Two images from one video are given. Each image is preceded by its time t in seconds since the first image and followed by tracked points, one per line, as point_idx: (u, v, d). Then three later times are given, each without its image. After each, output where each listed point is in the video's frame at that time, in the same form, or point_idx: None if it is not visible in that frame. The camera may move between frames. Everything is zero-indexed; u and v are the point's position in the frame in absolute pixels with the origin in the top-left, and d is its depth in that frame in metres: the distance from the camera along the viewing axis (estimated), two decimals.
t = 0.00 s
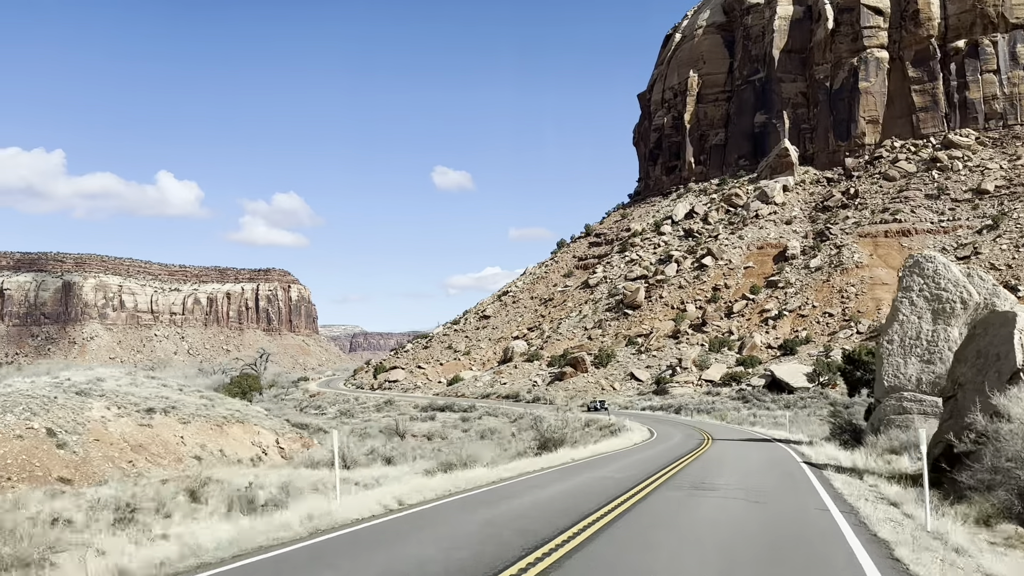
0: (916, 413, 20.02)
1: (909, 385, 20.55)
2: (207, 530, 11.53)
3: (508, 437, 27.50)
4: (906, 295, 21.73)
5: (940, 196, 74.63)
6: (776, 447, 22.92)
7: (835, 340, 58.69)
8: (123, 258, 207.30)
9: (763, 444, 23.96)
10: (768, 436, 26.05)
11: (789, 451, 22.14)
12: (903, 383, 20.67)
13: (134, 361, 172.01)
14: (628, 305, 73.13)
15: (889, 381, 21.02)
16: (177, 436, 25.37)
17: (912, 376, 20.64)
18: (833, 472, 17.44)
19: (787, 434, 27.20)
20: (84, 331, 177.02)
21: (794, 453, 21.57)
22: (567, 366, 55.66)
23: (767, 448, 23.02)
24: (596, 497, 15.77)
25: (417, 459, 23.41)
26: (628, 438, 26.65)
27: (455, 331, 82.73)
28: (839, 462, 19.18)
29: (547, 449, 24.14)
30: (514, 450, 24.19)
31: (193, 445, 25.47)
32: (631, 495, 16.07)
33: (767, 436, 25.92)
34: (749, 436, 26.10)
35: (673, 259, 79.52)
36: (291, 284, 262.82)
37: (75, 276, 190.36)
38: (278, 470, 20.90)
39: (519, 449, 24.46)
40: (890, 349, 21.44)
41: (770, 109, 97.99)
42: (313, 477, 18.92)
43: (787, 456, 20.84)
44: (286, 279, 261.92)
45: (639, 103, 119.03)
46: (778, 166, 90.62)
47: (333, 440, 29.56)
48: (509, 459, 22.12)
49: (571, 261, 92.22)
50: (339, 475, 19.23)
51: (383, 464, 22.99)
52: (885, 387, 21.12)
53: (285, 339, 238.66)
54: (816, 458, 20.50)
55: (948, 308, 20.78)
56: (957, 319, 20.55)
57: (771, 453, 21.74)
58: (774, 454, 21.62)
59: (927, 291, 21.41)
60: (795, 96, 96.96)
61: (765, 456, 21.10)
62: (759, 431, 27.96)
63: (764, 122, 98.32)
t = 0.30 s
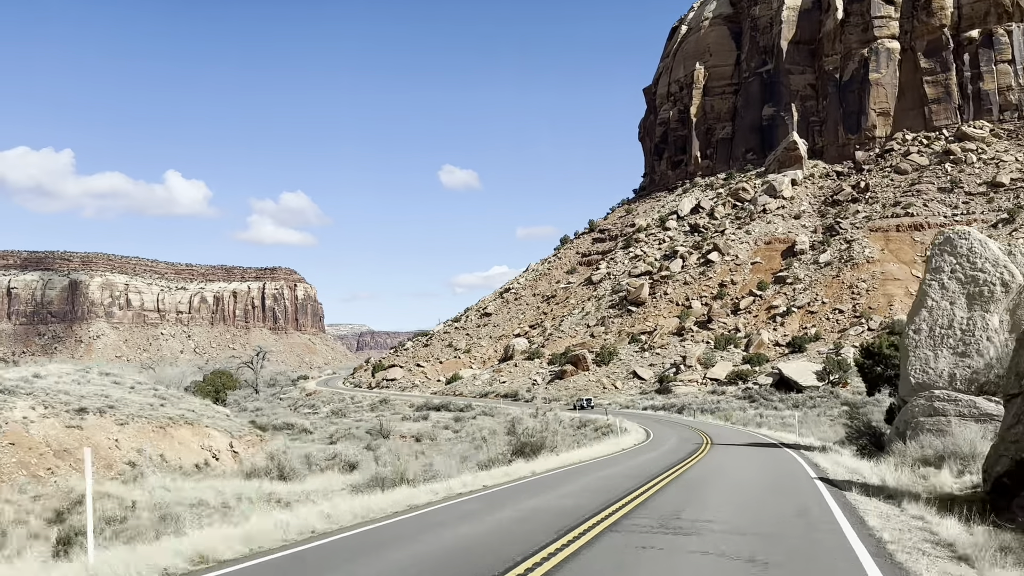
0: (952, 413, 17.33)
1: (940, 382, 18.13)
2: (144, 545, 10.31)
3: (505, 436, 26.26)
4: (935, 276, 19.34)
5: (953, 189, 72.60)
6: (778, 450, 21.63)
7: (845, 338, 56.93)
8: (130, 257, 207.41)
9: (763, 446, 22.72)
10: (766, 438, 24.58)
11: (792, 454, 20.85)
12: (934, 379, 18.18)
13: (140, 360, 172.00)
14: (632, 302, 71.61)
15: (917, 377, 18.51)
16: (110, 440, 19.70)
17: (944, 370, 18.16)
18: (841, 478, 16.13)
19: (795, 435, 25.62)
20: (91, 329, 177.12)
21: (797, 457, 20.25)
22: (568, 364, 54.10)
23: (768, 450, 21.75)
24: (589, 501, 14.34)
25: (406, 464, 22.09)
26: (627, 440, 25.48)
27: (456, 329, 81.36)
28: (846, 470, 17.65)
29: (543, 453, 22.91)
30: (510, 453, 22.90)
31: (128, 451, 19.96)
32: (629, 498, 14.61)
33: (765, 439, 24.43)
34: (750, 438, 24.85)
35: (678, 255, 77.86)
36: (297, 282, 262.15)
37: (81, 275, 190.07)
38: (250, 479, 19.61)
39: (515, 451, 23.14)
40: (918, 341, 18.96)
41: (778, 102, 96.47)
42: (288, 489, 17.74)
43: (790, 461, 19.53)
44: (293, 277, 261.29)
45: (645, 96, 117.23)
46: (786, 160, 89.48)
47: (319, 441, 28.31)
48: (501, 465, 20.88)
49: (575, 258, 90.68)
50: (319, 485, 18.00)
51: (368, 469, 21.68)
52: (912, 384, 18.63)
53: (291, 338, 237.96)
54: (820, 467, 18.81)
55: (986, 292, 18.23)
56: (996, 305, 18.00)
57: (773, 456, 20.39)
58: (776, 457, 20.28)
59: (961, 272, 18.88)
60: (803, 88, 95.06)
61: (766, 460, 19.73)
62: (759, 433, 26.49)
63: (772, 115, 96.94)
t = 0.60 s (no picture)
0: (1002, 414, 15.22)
1: (986, 378, 16.09)
2: (60, 567, 9.14)
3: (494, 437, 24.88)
4: (978, 251, 17.61)
5: (970, 181, 70.40)
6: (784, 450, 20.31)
7: (857, 334, 55.08)
8: (138, 255, 207.69)
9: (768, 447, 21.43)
10: (773, 439, 23.21)
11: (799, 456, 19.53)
12: (979, 372, 16.17)
13: (147, 357, 172.02)
14: (638, 298, 70.08)
15: (959, 370, 16.55)
16: (27, 442, 19.14)
17: (989, 362, 16.17)
18: (855, 490, 14.77)
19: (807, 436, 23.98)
20: (99, 327, 177.38)
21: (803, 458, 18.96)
22: (570, 362, 52.59)
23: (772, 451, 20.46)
24: (581, 515, 12.92)
25: (389, 471, 20.81)
26: (624, 441, 24.19)
27: (458, 326, 80.05)
28: (855, 472, 16.31)
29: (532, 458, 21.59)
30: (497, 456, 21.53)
31: (47, 455, 19.32)
32: (625, 511, 13.20)
33: (771, 439, 23.07)
34: (754, 439, 23.54)
35: (685, 250, 76.17)
36: (305, 280, 261.50)
37: (89, 273, 190.02)
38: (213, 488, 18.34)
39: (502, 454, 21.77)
40: (958, 329, 17.06)
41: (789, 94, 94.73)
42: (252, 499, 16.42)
43: (797, 464, 18.22)
44: (301, 275, 260.70)
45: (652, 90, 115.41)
46: (797, 153, 87.60)
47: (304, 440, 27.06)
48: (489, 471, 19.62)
49: (580, 253, 89.17)
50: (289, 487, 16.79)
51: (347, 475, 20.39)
52: (954, 378, 16.65)
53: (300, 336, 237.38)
54: (828, 467, 17.46)
55: None
56: None
57: (779, 458, 19.05)
58: (781, 459, 18.95)
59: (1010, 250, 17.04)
60: (815, 80, 93.05)
61: (772, 463, 18.38)
62: (764, 433, 25.17)
63: (782, 108, 95.11)
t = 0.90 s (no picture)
0: None
1: None
2: None
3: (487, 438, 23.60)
4: None
5: (989, 173, 68.06)
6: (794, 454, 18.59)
7: (872, 331, 53.18)
8: (149, 251, 208.24)
9: (776, 450, 19.74)
10: (782, 441, 21.46)
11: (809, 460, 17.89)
12: None
13: (157, 354, 172.26)
14: (645, 294, 68.44)
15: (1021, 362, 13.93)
16: None
17: None
18: (874, 496, 13.16)
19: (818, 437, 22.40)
20: (110, 323, 177.93)
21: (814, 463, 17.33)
22: (574, 358, 51.05)
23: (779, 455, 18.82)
24: (566, 528, 11.19)
25: (371, 478, 19.63)
26: (622, 442, 22.82)
27: (462, 322, 78.72)
28: (874, 481, 14.59)
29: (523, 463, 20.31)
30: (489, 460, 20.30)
31: None
32: (618, 522, 11.46)
33: (781, 442, 21.34)
34: (761, 441, 21.88)
35: (694, 244, 74.43)
36: (315, 277, 261.28)
37: (100, 269, 189.96)
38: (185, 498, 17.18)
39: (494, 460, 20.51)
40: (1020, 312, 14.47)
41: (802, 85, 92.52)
42: (218, 514, 15.25)
43: (806, 469, 16.60)
44: (311, 272, 260.44)
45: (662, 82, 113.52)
46: (810, 145, 86.01)
47: (291, 439, 25.81)
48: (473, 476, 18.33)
49: (587, 248, 87.61)
50: (257, 507, 15.59)
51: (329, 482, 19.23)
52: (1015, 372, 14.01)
53: (309, 332, 237.05)
54: (843, 476, 15.71)
55: None
56: None
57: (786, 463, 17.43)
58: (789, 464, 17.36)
59: None
60: (828, 70, 90.93)
61: (779, 468, 16.76)
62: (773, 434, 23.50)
63: (794, 99, 92.83)
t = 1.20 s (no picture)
0: None
1: None
2: None
3: (477, 439, 22.14)
4: None
5: (1012, 164, 65.67)
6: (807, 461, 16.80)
7: (890, 326, 51.19)
8: (161, 248, 208.68)
9: (787, 455, 17.98)
10: (795, 444, 19.67)
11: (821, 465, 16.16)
12: None
13: (169, 350, 172.37)
14: (654, 289, 66.77)
15: None
16: None
17: None
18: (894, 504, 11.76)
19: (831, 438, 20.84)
20: (123, 320, 178.43)
21: (827, 469, 15.59)
22: (580, 354, 49.49)
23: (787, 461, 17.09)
24: (535, 551, 9.17)
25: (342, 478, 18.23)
26: (617, 442, 21.32)
27: (468, 318, 77.36)
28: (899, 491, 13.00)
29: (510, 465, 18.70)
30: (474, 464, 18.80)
31: None
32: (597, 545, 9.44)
33: (793, 445, 19.57)
34: (770, 445, 20.14)
35: (705, 238, 72.62)
36: (326, 274, 261.06)
37: (113, 266, 190.11)
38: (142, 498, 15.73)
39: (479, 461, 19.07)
40: None
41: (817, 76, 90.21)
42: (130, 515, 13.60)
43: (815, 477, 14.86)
44: (322, 269, 260.18)
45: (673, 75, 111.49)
46: (825, 137, 84.00)
47: (276, 438, 24.60)
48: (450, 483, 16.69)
49: (595, 243, 85.95)
50: (174, 503, 13.66)
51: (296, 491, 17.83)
52: None
53: (321, 329, 236.78)
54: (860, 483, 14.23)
55: None
56: None
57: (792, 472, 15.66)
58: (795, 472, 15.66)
59: None
60: (844, 61, 88.68)
61: (783, 477, 14.99)
62: (783, 436, 21.73)
63: (809, 90, 90.57)
